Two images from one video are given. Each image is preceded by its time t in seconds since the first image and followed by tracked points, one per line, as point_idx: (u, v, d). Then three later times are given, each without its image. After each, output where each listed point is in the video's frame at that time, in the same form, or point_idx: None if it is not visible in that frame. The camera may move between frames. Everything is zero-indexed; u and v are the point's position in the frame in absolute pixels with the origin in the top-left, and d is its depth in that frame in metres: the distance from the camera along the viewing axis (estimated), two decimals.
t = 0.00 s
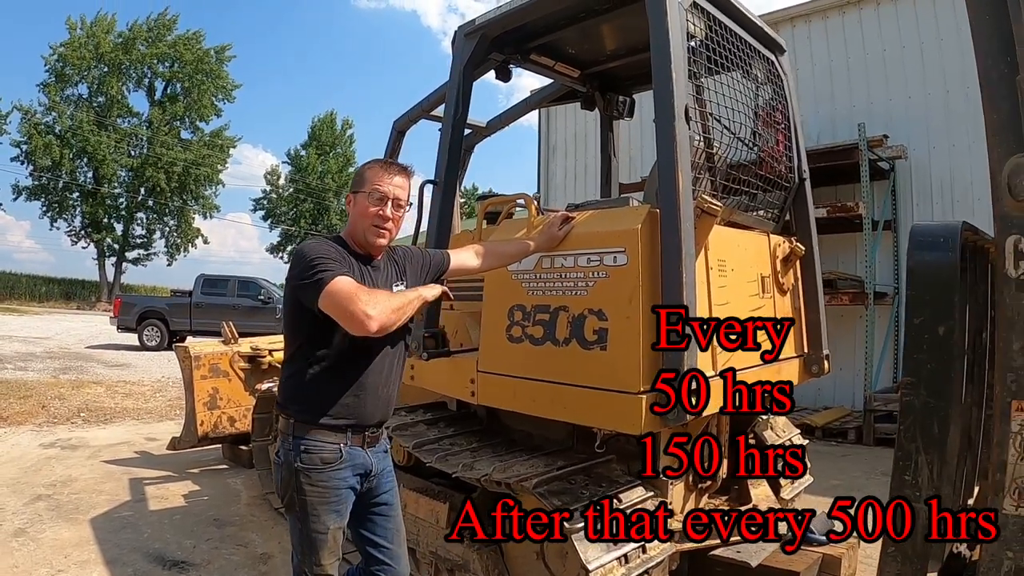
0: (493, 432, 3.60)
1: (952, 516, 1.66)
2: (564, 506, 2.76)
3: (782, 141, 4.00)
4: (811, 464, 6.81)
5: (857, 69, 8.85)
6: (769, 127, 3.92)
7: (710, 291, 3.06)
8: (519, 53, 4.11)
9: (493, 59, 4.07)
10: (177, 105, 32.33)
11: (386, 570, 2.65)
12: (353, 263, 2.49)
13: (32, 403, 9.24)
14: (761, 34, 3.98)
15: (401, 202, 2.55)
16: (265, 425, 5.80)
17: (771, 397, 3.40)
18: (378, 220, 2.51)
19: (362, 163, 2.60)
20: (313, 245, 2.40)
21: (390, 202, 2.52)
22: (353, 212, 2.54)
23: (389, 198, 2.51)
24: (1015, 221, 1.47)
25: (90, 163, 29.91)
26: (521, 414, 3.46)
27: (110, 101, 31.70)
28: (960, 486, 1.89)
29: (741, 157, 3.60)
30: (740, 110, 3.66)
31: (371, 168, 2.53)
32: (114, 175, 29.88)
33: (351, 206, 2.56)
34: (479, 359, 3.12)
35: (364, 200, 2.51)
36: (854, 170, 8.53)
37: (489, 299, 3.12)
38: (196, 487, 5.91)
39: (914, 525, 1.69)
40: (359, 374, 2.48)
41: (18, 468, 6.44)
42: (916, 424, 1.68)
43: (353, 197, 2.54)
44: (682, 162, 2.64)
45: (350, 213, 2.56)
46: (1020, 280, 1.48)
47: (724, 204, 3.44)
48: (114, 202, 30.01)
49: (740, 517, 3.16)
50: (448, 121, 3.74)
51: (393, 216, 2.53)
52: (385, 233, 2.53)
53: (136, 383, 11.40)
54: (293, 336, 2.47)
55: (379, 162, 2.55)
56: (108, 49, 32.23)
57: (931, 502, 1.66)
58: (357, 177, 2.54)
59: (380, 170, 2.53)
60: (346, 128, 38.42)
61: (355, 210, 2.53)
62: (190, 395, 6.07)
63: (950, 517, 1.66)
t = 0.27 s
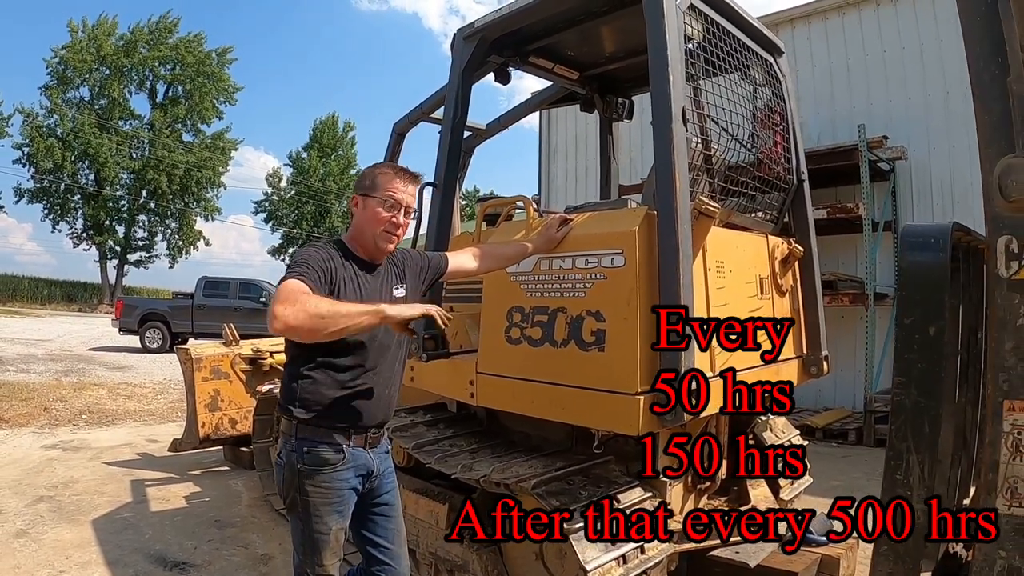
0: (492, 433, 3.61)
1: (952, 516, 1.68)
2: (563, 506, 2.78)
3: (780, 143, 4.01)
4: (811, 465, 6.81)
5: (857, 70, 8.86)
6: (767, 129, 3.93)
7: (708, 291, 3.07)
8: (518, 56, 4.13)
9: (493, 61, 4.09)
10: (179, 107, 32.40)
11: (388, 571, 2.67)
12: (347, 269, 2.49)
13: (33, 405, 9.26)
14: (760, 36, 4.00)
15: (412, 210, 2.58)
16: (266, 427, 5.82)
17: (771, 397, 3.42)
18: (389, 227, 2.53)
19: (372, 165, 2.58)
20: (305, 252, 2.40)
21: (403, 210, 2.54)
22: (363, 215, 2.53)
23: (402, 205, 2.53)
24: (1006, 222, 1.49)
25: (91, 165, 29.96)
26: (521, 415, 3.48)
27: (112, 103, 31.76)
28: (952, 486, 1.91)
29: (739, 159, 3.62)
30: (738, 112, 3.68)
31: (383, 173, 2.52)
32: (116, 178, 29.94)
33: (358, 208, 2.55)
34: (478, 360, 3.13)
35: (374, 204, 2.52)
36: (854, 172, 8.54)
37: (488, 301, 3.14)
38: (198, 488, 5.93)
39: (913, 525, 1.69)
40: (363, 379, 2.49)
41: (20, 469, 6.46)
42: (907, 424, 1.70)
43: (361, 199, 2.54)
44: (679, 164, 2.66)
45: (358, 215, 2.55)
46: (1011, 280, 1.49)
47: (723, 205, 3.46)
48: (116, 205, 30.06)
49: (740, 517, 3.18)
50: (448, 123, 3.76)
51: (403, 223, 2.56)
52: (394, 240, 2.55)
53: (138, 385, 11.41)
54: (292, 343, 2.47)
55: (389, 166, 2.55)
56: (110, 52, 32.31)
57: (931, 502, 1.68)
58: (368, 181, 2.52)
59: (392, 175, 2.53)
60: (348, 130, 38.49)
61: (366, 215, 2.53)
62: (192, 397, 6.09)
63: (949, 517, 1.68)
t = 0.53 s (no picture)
0: (491, 434, 3.62)
1: (951, 516, 1.70)
2: (562, 507, 2.79)
3: (779, 144, 4.02)
4: (811, 466, 6.81)
5: (857, 71, 8.87)
6: (765, 130, 3.94)
7: (707, 292, 3.07)
8: (518, 57, 4.13)
9: (492, 63, 4.10)
10: (179, 109, 32.44)
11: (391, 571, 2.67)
12: (349, 272, 2.47)
13: (34, 407, 9.26)
14: (759, 38, 4.00)
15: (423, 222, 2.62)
16: (266, 428, 5.82)
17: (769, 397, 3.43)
18: (400, 235, 2.55)
19: (393, 171, 2.63)
20: (303, 258, 2.37)
21: (416, 220, 2.58)
22: (377, 216, 2.55)
23: (418, 214, 2.58)
24: (1001, 220, 1.49)
25: (92, 167, 29.99)
26: (520, 416, 3.49)
27: (113, 105, 31.81)
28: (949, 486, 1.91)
29: (738, 159, 3.62)
30: (737, 113, 3.68)
31: (404, 180, 2.58)
32: (117, 179, 29.98)
33: (373, 209, 2.56)
34: (477, 361, 3.14)
35: (391, 208, 2.54)
36: (854, 173, 8.54)
37: (487, 301, 3.14)
38: (198, 489, 5.93)
39: (910, 524, 1.70)
40: (367, 381, 2.50)
41: (20, 470, 6.47)
42: (903, 423, 1.71)
43: (378, 201, 2.55)
44: (677, 165, 2.67)
45: (372, 216, 2.55)
46: (1006, 279, 1.49)
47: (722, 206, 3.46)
48: (117, 206, 30.08)
49: (740, 517, 3.18)
50: (447, 125, 3.77)
51: (415, 233, 2.60)
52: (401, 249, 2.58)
53: (139, 387, 11.42)
54: (293, 345, 2.45)
55: (407, 175, 2.61)
56: (111, 54, 32.35)
57: (931, 501, 1.69)
58: (389, 184, 2.56)
59: (411, 183, 2.59)
60: (348, 132, 38.52)
61: (380, 217, 2.54)
62: (192, 398, 6.09)
63: (949, 517, 1.70)
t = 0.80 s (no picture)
0: (491, 435, 3.62)
1: (952, 517, 1.70)
2: (562, 508, 2.80)
3: (780, 145, 4.02)
4: (812, 467, 6.81)
5: (858, 73, 8.87)
6: (766, 131, 3.93)
7: (707, 293, 3.07)
8: (518, 58, 4.13)
9: (492, 64, 4.10)
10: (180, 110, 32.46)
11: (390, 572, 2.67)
12: (346, 273, 2.47)
13: (34, 407, 9.26)
14: (759, 39, 4.00)
15: (419, 219, 2.61)
16: (266, 429, 5.82)
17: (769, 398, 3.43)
18: (397, 234, 2.54)
19: (386, 169, 2.61)
20: (299, 260, 2.37)
21: (412, 218, 2.57)
22: (372, 218, 2.54)
23: (414, 213, 2.56)
24: (1000, 220, 1.49)
25: (93, 168, 29.99)
26: (519, 416, 3.48)
27: (113, 106, 31.83)
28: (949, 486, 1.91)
29: (738, 160, 3.62)
30: (737, 114, 3.68)
31: (397, 179, 2.56)
32: (117, 180, 30.00)
33: (368, 210, 2.55)
34: (476, 362, 3.14)
35: (386, 208, 2.53)
36: (854, 174, 8.54)
37: (486, 302, 3.14)
38: (197, 490, 5.93)
39: (910, 525, 1.69)
40: (367, 380, 2.50)
41: (20, 471, 6.46)
42: (903, 424, 1.71)
43: (372, 202, 2.53)
44: (677, 165, 2.67)
45: (367, 218, 2.55)
46: (1006, 279, 1.49)
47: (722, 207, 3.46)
48: (117, 207, 30.09)
49: (740, 518, 3.18)
50: (447, 126, 3.77)
51: (412, 232, 2.59)
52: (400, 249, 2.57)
53: (139, 388, 11.42)
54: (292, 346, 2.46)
55: (401, 173, 2.58)
56: (111, 54, 32.37)
57: (932, 501, 1.69)
58: (382, 183, 2.54)
59: (405, 182, 2.57)
60: (349, 133, 38.53)
61: (376, 218, 2.53)
62: (192, 399, 6.09)
63: (949, 518, 1.70)
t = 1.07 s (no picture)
0: (492, 435, 3.61)
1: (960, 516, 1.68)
2: (563, 508, 2.78)
3: (781, 145, 4.00)
4: (814, 468, 6.79)
5: (859, 73, 8.85)
6: (768, 130, 3.92)
7: (709, 293, 3.06)
8: (519, 58, 4.13)
9: (493, 63, 4.09)
10: (182, 110, 32.49)
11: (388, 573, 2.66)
12: (347, 275, 2.46)
13: (36, 407, 9.26)
14: (761, 38, 3.99)
15: (411, 212, 2.60)
16: (267, 429, 5.81)
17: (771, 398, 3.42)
18: (388, 231, 2.54)
19: (375, 165, 2.60)
20: (300, 260, 2.37)
21: (402, 212, 2.56)
22: (363, 217, 2.55)
23: (401, 206, 2.55)
24: (1004, 218, 1.48)
25: (95, 168, 30.03)
26: (521, 416, 3.48)
27: (115, 107, 31.85)
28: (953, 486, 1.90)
29: (740, 160, 3.61)
30: (739, 113, 3.67)
31: (384, 174, 2.55)
32: (119, 181, 30.02)
33: (359, 210, 2.57)
34: (478, 362, 3.13)
35: (374, 206, 2.54)
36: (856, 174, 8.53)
37: (488, 302, 3.13)
38: (198, 490, 5.92)
39: (913, 525, 1.68)
40: (365, 380, 2.50)
41: (21, 471, 6.46)
42: (907, 423, 1.70)
43: (362, 202, 2.55)
44: (679, 164, 2.66)
45: (358, 218, 2.56)
46: (1009, 277, 1.48)
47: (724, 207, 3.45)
48: (119, 208, 30.13)
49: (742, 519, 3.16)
50: (448, 125, 3.76)
51: (403, 225, 2.57)
52: (393, 245, 2.57)
53: (140, 388, 11.43)
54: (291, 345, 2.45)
55: (388, 168, 2.57)
56: (113, 55, 32.38)
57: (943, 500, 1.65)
58: (369, 181, 2.54)
59: (392, 176, 2.55)
60: (350, 134, 38.55)
61: (366, 217, 2.54)
62: (193, 399, 6.08)
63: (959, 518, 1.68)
